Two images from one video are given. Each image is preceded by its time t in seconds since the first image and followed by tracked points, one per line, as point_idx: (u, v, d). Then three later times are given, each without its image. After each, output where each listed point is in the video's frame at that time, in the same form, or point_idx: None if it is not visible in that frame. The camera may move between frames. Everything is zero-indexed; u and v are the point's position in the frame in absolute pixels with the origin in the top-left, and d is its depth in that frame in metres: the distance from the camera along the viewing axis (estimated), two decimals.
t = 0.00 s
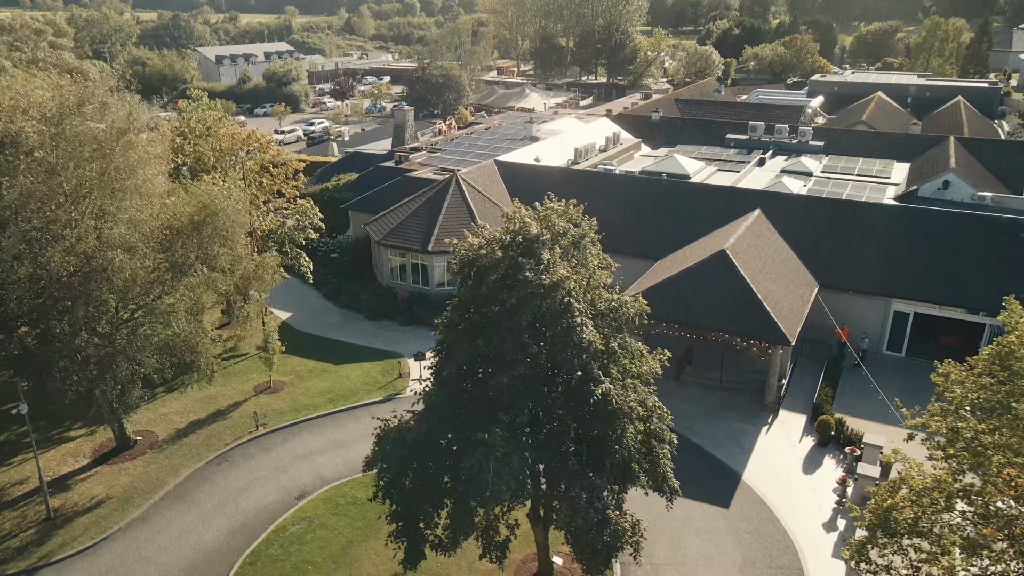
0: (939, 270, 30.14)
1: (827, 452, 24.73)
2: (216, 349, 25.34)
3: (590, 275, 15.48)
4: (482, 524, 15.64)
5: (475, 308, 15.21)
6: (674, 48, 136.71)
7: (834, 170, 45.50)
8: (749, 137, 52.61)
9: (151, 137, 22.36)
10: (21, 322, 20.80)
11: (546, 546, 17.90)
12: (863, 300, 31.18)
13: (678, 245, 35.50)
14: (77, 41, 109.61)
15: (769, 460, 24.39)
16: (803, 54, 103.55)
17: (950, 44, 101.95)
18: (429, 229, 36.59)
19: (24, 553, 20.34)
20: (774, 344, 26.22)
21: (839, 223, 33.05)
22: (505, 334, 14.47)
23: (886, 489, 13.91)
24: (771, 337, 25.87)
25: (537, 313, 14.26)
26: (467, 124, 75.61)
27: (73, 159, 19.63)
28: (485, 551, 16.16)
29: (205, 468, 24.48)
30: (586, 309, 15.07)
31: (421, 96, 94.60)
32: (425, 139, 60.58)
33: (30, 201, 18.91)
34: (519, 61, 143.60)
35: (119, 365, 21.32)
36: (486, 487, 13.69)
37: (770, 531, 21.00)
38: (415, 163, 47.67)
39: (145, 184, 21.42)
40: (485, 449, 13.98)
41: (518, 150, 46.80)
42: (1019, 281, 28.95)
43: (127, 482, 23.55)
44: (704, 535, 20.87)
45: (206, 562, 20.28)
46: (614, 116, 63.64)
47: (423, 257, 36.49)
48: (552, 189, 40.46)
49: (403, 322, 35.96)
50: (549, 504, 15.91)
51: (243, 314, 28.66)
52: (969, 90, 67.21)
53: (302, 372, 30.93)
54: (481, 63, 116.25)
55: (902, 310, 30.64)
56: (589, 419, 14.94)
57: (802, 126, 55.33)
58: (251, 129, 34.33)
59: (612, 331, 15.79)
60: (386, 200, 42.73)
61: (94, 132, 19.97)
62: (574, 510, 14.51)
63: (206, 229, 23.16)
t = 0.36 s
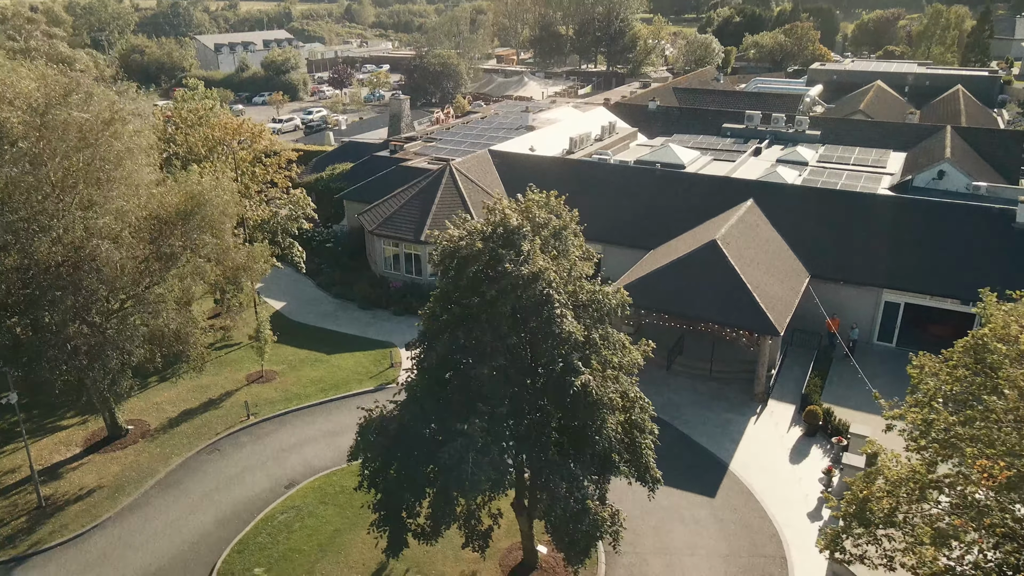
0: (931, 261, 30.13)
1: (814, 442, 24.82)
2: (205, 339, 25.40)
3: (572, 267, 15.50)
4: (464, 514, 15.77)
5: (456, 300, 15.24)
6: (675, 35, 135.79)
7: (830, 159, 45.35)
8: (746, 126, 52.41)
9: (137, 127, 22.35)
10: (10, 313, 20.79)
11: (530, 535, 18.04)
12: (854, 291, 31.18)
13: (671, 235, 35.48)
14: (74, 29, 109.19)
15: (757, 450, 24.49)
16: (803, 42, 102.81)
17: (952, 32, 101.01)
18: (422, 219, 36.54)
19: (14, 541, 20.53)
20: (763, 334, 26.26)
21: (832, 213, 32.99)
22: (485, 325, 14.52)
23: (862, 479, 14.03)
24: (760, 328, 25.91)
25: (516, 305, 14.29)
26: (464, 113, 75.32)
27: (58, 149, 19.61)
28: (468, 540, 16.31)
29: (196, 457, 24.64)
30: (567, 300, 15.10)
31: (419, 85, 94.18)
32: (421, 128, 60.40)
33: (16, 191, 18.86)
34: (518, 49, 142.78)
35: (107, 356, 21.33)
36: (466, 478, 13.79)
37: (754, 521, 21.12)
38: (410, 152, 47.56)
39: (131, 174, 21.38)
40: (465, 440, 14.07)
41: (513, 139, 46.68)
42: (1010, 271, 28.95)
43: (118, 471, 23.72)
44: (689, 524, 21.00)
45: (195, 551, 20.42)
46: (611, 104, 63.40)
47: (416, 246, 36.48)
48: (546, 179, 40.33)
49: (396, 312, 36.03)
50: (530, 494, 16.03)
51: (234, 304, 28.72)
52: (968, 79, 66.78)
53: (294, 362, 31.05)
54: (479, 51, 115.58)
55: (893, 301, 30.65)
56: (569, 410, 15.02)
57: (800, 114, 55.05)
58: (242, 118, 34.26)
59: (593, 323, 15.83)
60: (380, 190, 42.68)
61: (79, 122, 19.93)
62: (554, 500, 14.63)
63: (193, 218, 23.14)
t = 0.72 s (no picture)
0: (921, 251, 30.18)
1: (801, 432, 24.94)
2: (194, 328, 25.47)
3: (551, 257, 15.56)
4: (445, 502, 15.92)
5: (438, 288, 15.28)
6: (675, 23, 134.95)
7: (825, 149, 45.23)
8: (742, 115, 52.23)
9: (121, 117, 22.43)
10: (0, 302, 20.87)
11: (514, 523, 18.18)
12: (844, 281, 31.24)
13: (663, 224, 35.47)
14: (71, 17, 108.78)
15: (744, 439, 24.63)
16: (804, 30, 102.04)
17: (953, 20, 100.17)
18: (415, 208, 36.54)
19: (4, 529, 20.74)
20: (752, 323, 26.35)
21: (823, 203, 33.00)
22: (465, 316, 14.60)
23: (839, 468, 14.13)
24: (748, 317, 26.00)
25: (495, 296, 14.38)
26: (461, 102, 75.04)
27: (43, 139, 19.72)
28: (450, 528, 16.46)
29: (186, 445, 24.81)
30: (547, 291, 15.17)
31: (417, 74, 93.77)
32: (416, 117, 60.23)
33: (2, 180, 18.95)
34: (517, 37, 141.93)
35: (97, 344, 21.44)
36: (445, 467, 13.91)
37: (739, 509, 21.27)
38: (405, 141, 47.48)
39: (118, 163, 21.41)
40: (443, 429, 14.16)
41: (507, 128, 46.56)
42: (1000, 261, 29.02)
43: (108, 459, 23.89)
44: (674, 513, 21.16)
45: (183, 538, 20.61)
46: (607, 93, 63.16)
47: (408, 236, 36.54)
48: (539, 168, 40.24)
49: (388, 301, 36.11)
50: (511, 483, 16.16)
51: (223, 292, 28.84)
52: (969, 67, 66.42)
53: (285, 351, 31.16)
54: (478, 39, 114.96)
55: (883, 291, 30.71)
56: (548, 400, 15.14)
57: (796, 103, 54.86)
58: (233, 107, 34.19)
59: (574, 313, 15.91)
60: (374, 179, 42.64)
61: (64, 111, 20.03)
62: (533, 489, 14.76)
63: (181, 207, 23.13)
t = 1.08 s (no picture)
0: (911, 241, 30.20)
1: (788, 421, 25.05)
2: (183, 318, 25.58)
3: (532, 248, 15.63)
4: (427, 490, 16.05)
5: (419, 278, 15.34)
6: (674, 11, 134.10)
7: (820, 138, 45.08)
8: (738, 104, 52.03)
9: (106, 107, 22.54)
10: None
11: (497, 511, 18.33)
12: (835, 271, 31.25)
13: (656, 214, 35.47)
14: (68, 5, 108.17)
15: (731, 428, 24.75)
16: (804, 18, 101.34)
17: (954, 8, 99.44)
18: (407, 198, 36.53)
19: None
20: (740, 314, 26.43)
21: (815, 192, 32.97)
22: (445, 306, 14.68)
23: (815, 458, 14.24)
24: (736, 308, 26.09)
25: (473, 287, 14.47)
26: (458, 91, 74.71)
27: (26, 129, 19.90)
28: (433, 516, 16.60)
29: (176, 433, 24.97)
30: (527, 281, 15.24)
31: (414, 63, 93.34)
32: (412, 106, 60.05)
33: None
34: (517, 25, 141.09)
35: (85, 333, 21.57)
36: (424, 456, 14.03)
37: (723, 498, 21.41)
38: (399, 130, 47.39)
39: (103, 153, 21.49)
40: (422, 419, 14.26)
41: (502, 117, 46.42)
42: (989, 251, 29.04)
43: (99, 448, 24.05)
44: (659, 501, 21.30)
45: (172, 526, 20.78)
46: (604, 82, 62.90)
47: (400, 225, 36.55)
48: (532, 157, 40.13)
49: (381, 290, 36.17)
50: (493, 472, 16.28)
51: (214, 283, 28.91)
52: (968, 56, 66.02)
53: (277, 340, 31.27)
54: (476, 27, 114.36)
55: (872, 282, 30.75)
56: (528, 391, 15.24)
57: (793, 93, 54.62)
58: (224, 96, 34.14)
59: (555, 303, 15.98)
60: (367, 168, 42.58)
61: (47, 101, 20.23)
62: (512, 478, 14.90)
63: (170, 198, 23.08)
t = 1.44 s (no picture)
0: (901, 232, 30.23)
1: (774, 411, 25.16)
2: (172, 309, 25.60)
3: (512, 239, 15.70)
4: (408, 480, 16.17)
5: (399, 269, 15.39)
6: None
7: (815, 129, 44.95)
8: (733, 94, 51.84)
9: (91, 98, 22.67)
10: None
11: (480, 500, 18.46)
12: (825, 262, 31.31)
13: (646, 204, 35.46)
14: None
15: (717, 418, 24.86)
16: (803, 7, 100.69)
17: None
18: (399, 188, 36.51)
19: None
20: (728, 304, 26.50)
21: (806, 183, 32.95)
22: (424, 296, 14.77)
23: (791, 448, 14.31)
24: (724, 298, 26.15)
25: (451, 278, 14.57)
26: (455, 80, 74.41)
27: (11, 120, 20.10)
28: (415, 505, 16.72)
29: (166, 423, 25.11)
30: (507, 272, 15.33)
31: (411, 52, 92.92)
32: (407, 96, 59.90)
33: None
34: (515, 14, 140.38)
35: (72, 321, 21.66)
36: (402, 445, 14.16)
37: (708, 487, 21.55)
38: (393, 120, 47.28)
39: (88, 143, 21.56)
40: (402, 409, 14.33)
41: (495, 107, 46.29)
42: (979, 242, 29.07)
43: (89, 437, 24.19)
44: (644, 491, 21.44)
45: (160, 515, 20.95)
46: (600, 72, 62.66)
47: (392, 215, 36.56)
48: (524, 147, 40.02)
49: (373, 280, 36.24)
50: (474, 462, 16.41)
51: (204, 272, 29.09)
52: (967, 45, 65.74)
53: (268, 330, 31.37)
54: (474, 16, 113.76)
55: (862, 272, 30.80)
56: (509, 381, 15.37)
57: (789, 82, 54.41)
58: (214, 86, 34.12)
59: (536, 294, 16.05)
60: (360, 158, 42.51)
61: (31, 92, 20.51)
62: (491, 467, 15.04)
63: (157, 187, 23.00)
